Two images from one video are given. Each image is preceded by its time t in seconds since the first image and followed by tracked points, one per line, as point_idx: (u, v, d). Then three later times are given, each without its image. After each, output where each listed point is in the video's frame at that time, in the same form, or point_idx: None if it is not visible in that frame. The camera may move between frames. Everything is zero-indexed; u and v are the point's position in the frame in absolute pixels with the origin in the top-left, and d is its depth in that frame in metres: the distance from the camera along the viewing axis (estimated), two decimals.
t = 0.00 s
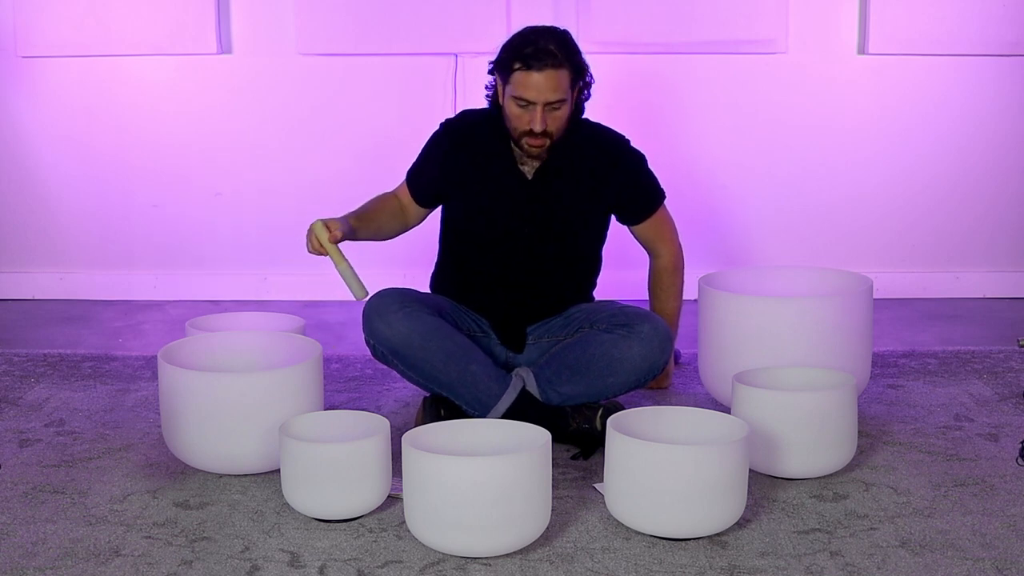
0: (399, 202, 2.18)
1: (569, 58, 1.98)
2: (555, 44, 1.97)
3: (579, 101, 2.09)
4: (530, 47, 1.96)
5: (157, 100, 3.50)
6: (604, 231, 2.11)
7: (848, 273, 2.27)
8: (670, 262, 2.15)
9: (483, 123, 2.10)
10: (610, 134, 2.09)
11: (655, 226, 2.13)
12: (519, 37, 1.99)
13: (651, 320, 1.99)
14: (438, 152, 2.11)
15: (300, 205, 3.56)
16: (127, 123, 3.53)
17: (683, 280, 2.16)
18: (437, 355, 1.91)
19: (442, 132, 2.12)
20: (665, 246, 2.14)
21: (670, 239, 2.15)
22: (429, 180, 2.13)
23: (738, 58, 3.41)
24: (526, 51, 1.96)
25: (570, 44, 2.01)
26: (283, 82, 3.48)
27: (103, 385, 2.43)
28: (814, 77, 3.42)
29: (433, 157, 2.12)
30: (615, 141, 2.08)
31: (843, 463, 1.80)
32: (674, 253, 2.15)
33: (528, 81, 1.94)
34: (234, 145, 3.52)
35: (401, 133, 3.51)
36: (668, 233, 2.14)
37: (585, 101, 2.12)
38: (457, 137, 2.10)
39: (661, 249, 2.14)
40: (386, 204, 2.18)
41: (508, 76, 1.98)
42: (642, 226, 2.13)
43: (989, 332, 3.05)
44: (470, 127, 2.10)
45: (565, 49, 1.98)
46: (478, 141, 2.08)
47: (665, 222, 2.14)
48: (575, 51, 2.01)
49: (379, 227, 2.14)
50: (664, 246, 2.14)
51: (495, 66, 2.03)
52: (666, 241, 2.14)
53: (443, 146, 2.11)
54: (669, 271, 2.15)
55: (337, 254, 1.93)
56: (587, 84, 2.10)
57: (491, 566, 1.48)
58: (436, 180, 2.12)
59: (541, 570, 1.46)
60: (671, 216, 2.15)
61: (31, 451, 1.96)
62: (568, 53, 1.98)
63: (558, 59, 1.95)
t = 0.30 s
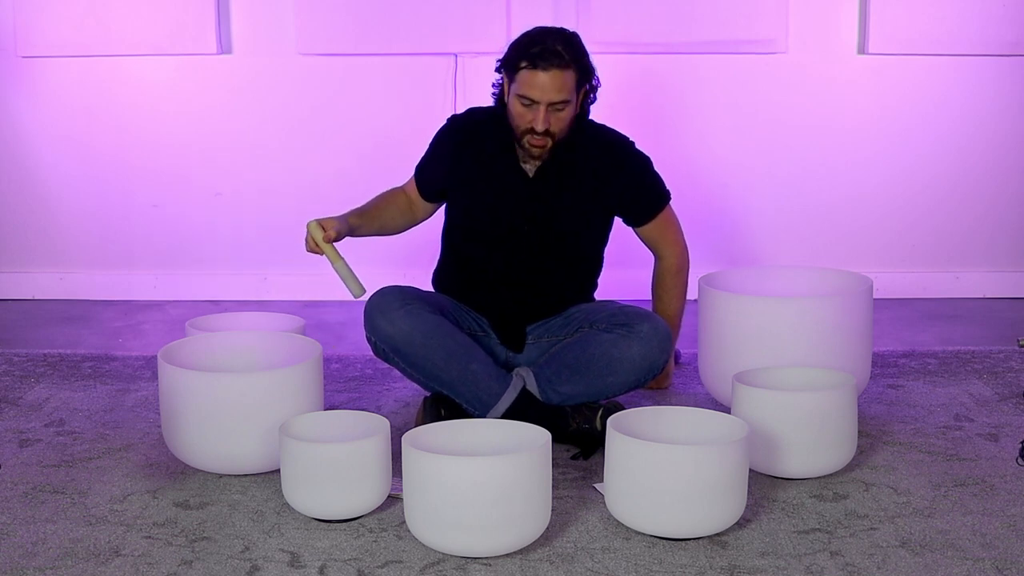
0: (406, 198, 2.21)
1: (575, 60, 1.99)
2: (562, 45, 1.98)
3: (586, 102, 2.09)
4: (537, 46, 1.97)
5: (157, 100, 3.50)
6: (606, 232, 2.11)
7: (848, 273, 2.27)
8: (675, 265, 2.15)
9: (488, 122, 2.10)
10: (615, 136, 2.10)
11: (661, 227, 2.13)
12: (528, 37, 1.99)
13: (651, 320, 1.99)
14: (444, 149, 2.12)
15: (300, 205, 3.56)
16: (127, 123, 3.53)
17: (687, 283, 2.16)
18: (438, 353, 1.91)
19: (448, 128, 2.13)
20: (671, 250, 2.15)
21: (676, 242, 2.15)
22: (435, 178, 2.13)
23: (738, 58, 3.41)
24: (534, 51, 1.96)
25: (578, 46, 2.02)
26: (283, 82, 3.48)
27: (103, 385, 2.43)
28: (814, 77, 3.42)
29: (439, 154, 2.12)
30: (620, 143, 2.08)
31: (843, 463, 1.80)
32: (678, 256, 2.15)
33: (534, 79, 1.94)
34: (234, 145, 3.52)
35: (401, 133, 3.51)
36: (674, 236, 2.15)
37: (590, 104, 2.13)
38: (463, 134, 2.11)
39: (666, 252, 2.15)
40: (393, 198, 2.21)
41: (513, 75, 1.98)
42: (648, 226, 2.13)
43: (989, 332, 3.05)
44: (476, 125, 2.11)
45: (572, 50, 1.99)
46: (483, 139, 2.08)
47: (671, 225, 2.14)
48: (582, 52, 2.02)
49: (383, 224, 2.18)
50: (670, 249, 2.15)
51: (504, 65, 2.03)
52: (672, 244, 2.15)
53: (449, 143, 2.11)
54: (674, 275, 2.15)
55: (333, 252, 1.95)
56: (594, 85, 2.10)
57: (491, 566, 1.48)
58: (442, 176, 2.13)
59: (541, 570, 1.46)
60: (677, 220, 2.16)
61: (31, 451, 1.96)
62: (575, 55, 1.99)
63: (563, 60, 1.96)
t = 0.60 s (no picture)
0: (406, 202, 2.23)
1: (535, 57, 1.98)
2: (515, 44, 1.98)
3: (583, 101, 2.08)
4: (495, 46, 1.99)
5: (157, 100, 3.50)
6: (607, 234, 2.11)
7: (848, 273, 2.27)
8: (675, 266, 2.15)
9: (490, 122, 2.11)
10: (616, 135, 2.09)
11: (660, 227, 2.13)
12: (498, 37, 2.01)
13: (650, 318, 1.98)
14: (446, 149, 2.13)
15: (301, 205, 3.56)
16: (127, 123, 3.53)
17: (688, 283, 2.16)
18: (438, 351, 1.91)
19: (451, 127, 2.14)
20: (671, 251, 2.14)
21: (676, 243, 2.15)
22: (437, 177, 2.15)
23: (738, 57, 3.41)
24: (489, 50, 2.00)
25: (543, 43, 2.00)
26: (283, 82, 3.48)
27: (103, 385, 2.43)
28: (814, 77, 3.42)
29: (442, 153, 2.14)
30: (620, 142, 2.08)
31: (843, 463, 1.80)
32: (679, 257, 2.15)
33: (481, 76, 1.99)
34: (234, 145, 3.52)
35: (402, 133, 3.51)
36: (674, 237, 2.15)
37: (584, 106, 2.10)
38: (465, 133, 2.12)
39: (667, 252, 2.15)
40: (393, 203, 2.23)
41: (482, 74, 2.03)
42: (647, 226, 2.13)
43: (989, 332, 3.05)
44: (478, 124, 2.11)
45: (529, 48, 1.98)
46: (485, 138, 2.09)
47: (671, 225, 2.14)
48: (545, 49, 2.00)
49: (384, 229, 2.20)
50: (670, 250, 2.14)
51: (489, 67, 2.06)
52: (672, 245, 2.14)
53: (452, 141, 2.12)
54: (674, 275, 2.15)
55: (330, 258, 1.95)
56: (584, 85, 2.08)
57: (491, 566, 1.48)
58: (444, 175, 2.14)
59: (541, 570, 1.46)
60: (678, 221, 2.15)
61: (31, 451, 1.96)
62: (529, 52, 1.98)
63: (507, 57, 1.97)
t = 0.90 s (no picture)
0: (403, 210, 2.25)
1: (505, 51, 1.97)
2: (488, 39, 1.98)
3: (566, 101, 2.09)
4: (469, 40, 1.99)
5: (157, 100, 3.50)
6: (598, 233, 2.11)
7: (848, 273, 2.27)
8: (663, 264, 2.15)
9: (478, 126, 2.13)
10: (603, 133, 2.09)
11: (648, 225, 2.13)
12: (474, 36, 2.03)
13: (649, 317, 1.98)
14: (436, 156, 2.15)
15: (301, 205, 3.56)
16: (127, 123, 3.53)
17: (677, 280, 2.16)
18: (438, 352, 1.91)
19: (441, 132, 2.16)
20: (659, 249, 2.14)
21: (663, 240, 2.15)
22: (430, 183, 2.18)
23: (738, 57, 3.41)
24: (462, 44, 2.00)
25: (518, 38, 1.99)
26: (283, 82, 3.48)
27: (103, 385, 2.43)
28: (814, 77, 3.42)
29: (434, 158, 2.16)
30: (610, 141, 2.08)
31: (843, 463, 1.80)
32: (667, 254, 2.15)
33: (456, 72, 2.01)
34: (234, 145, 3.52)
35: (402, 133, 3.51)
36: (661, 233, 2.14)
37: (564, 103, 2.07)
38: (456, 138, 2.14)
39: (655, 250, 2.15)
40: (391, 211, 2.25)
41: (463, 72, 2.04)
42: (634, 224, 2.13)
43: (989, 332, 3.05)
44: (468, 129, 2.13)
45: (501, 41, 1.98)
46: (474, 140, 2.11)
47: (658, 222, 2.14)
48: (519, 43, 1.99)
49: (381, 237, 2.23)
50: (657, 247, 2.14)
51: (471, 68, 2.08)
52: (660, 243, 2.14)
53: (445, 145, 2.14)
54: (663, 275, 2.15)
55: (324, 272, 1.96)
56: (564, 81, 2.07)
57: (491, 566, 1.48)
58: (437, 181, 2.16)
59: (541, 570, 1.46)
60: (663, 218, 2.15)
61: (31, 451, 1.96)
62: (501, 45, 1.97)
63: (478, 51, 1.97)
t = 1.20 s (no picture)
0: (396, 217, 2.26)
1: (476, 51, 1.96)
2: (460, 39, 1.97)
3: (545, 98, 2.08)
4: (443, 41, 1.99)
5: (157, 100, 3.50)
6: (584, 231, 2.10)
7: (848, 273, 2.27)
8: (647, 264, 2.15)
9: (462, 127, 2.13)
10: (586, 129, 2.08)
11: (627, 227, 2.13)
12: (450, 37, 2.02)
13: (649, 316, 1.97)
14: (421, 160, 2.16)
15: (301, 205, 3.56)
16: (127, 123, 3.53)
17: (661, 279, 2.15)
18: (437, 354, 1.91)
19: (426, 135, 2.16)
20: (642, 249, 2.14)
21: (644, 240, 2.14)
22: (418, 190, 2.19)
23: (738, 57, 3.41)
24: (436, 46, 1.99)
25: (491, 36, 1.98)
26: (283, 82, 3.47)
27: (103, 385, 2.43)
28: (814, 77, 3.42)
29: (419, 162, 2.16)
30: (593, 137, 2.07)
31: (843, 463, 1.80)
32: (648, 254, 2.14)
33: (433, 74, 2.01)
34: (234, 145, 3.52)
35: (402, 133, 3.51)
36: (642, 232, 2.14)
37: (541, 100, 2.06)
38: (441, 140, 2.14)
39: (637, 251, 2.14)
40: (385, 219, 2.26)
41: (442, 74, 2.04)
42: (614, 226, 2.12)
43: (989, 332, 3.05)
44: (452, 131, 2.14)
45: (473, 41, 1.97)
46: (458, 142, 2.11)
47: (638, 222, 2.13)
48: (492, 42, 1.97)
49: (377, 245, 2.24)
50: (638, 247, 2.14)
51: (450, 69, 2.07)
52: (642, 243, 2.14)
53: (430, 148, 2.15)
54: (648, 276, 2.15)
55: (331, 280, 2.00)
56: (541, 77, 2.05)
57: (491, 566, 1.48)
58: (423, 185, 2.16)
59: (541, 570, 1.46)
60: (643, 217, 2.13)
61: (30, 451, 1.96)
62: (473, 44, 1.96)
63: (450, 52, 1.96)
